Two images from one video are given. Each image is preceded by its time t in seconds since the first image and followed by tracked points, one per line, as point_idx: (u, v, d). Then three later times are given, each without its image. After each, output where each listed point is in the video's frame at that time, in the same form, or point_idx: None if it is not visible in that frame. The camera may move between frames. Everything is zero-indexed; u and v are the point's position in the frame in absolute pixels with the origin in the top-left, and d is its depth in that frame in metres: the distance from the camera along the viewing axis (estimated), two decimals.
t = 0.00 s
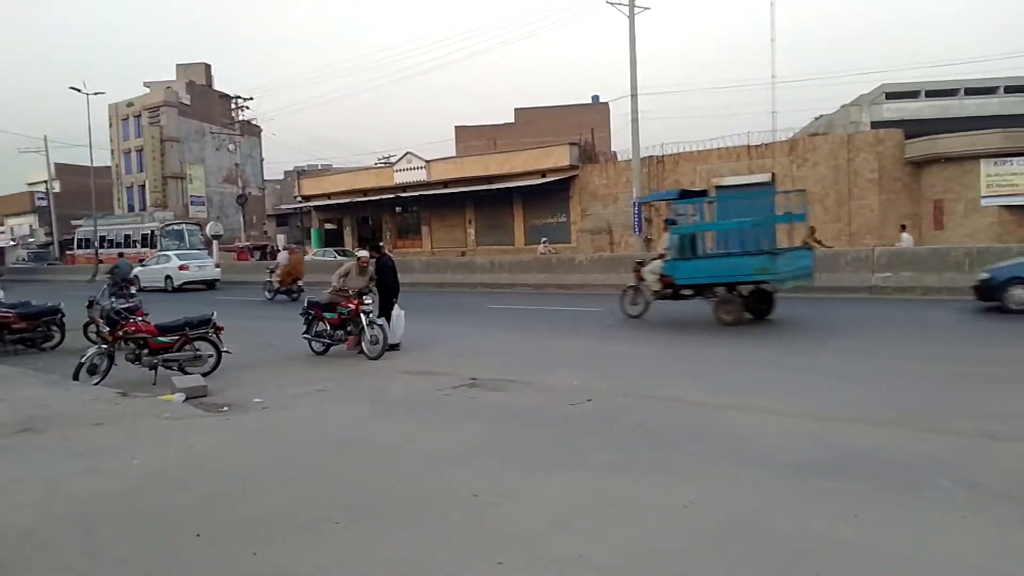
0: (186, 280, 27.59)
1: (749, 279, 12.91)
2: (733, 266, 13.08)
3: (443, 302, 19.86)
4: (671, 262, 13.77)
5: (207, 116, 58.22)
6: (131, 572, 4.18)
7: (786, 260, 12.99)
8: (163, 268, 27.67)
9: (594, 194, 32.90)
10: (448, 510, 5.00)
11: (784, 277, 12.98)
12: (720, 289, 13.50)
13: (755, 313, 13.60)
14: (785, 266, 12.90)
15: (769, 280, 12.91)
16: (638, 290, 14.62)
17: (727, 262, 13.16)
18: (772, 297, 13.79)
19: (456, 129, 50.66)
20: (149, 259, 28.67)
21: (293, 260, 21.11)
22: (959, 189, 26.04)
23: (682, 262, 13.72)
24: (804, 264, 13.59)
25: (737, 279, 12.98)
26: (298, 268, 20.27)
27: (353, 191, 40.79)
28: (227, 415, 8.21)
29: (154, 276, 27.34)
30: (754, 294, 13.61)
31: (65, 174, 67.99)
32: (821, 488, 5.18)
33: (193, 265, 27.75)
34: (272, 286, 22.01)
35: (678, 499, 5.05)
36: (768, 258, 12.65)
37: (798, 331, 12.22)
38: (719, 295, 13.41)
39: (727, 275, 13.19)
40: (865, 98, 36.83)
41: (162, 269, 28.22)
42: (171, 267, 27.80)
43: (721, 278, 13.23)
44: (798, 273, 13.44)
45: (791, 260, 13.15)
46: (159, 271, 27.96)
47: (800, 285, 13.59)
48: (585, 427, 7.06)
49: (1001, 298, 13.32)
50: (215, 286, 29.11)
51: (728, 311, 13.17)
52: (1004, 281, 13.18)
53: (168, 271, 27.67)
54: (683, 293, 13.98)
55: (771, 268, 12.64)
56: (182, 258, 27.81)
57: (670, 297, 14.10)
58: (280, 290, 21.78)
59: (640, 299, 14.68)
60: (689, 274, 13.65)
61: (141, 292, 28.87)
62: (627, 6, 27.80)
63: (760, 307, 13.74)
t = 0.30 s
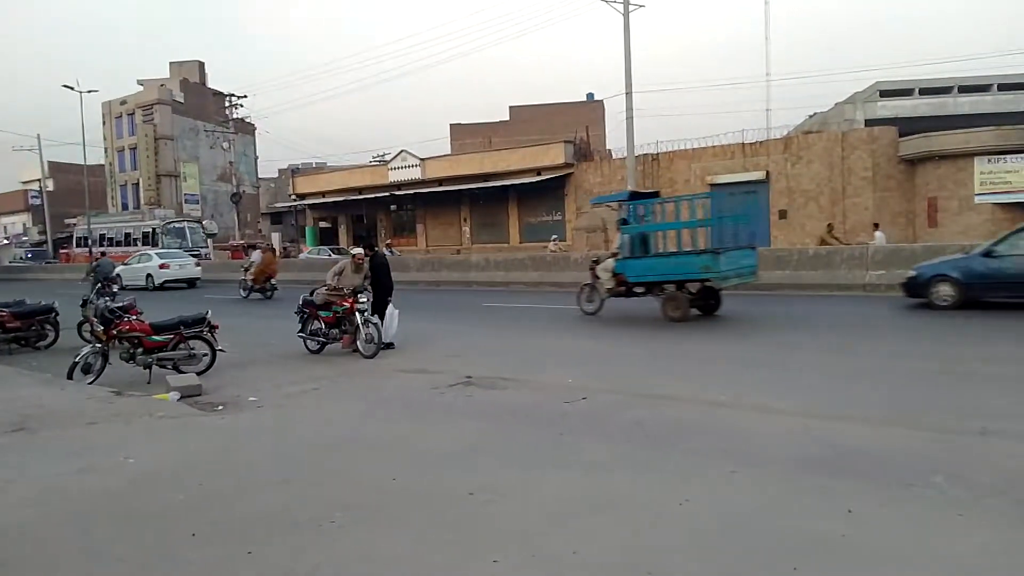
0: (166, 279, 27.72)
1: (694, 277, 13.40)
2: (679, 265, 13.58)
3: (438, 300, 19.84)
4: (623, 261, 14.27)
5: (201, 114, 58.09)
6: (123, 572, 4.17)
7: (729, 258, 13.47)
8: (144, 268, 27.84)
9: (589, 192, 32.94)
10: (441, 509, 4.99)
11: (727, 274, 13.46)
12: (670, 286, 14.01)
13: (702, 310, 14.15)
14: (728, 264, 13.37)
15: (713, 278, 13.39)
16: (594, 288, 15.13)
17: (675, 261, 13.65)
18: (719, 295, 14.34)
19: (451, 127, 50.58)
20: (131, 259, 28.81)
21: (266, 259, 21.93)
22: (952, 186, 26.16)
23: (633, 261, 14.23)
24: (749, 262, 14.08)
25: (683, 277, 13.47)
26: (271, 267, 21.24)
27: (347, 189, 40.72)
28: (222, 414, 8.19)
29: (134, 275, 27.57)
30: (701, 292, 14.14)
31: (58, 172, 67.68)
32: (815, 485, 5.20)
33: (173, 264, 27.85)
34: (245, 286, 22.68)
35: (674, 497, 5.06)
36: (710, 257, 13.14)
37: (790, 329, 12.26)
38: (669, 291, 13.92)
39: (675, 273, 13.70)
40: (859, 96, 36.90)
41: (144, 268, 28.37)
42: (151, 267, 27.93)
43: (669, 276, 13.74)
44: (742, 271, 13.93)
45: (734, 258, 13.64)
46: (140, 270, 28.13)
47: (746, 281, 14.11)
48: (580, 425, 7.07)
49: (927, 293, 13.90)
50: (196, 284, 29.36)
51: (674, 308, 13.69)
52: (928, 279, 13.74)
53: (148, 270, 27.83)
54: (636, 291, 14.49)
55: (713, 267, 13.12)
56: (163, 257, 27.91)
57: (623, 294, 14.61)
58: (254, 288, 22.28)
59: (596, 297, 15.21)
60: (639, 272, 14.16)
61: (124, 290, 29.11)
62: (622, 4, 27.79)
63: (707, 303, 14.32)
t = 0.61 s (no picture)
0: (153, 277, 28.08)
1: (647, 275, 13.91)
2: (634, 263, 14.06)
3: (437, 299, 19.84)
4: (581, 260, 14.69)
5: (201, 112, 58.11)
6: (123, 571, 4.17)
7: (680, 258, 13.99)
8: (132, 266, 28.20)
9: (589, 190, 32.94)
10: (441, 508, 4.99)
11: (678, 272, 13.99)
12: (627, 284, 14.48)
13: (658, 308, 14.67)
14: (679, 264, 13.91)
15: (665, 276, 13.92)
16: (557, 286, 15.57)
17: (630, 260, 14.12)
18: (675, 292, 14.83)
19: (450, 126, 50.57)
20: (120, 258, 29.19)
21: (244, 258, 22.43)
22: (952, 185, 26.18)
23: (592, 260, 14.65)
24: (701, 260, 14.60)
25: (638, 275, 13.95)
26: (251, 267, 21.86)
27: (347, 188, 40.73)
28: (221, 413, 8.19)
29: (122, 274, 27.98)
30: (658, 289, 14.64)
31: (58, 171, 67.65)
32: (814, 484, 5.21)
33: (160, 263, 28.17)
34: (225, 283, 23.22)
35: (673, 496, 5.07)
36: (662, 256, 13.64)
37: (789, 328, 12.27)
38: (626, 289, 14.42)
39: (629, 271, 14.17)
40: (859, 95, 36.93)
41: (131, 266, 28.72)
42: (139, 265, 28.28)
43: (624, 275, 14.22)
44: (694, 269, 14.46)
45: (686, 257, 14.17)
46: (127, 268, 28.50)
47: (698, 280, 14.62)
48: (580, 424, 7.08)
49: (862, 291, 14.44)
50: (183, 283, 29.73)
51: (630, 305, 14.19)
52: (863, 277, 14.28)
53: (135, 269, 28.19)
54: (596, 289, 14.94)
55: (664, 267, 13.66)
56: (150, 256, 28.23)
57: (584, 292, 15.05)
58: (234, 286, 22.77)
59: (557, 296, 15.66)
60: (597, 271, 14.59)
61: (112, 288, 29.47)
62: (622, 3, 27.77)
63: (665, 301, 14.80)
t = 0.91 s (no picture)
0: (137, 278, 28.38)
1: (602, 276, 14.41)
2: (591, 265, 14.55)
3: (434, 299, 19.84)
4: (541, 261, 15.13)
5: (197, 113, 58.05)
6: (122, 572, 4.17)
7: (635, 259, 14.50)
8: (116, 267, 28.47)
9: (586, 190, 32.95)
10: (440, 509, 4.98)
11: (633, 274, 14.50)
12: (587, 285, 15.02)
13: (615, 307, 15.23)
14: (634, 265, 14.40)
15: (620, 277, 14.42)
16: (521, 286, 16.04)
17: (587, 261, 14.60)
18: (632, 292, 15.41)
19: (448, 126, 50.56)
20: (104, 259, 29.54)
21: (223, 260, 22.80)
22: (949, 184, 26.25)
23: (552, 261, 15.11)
24: (655, 262, 15.10)
25: (595, 276, 14.43)
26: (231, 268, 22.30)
27: (345, 188, 40.68)
28: (219, 414, 8.18)
29: (107, 275, 28.27)
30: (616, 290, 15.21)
31: (54, 172, 67.51)
32: (812, 483, 5.21)
33: (144, 264, 28.47)
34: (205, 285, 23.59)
35: (671, 496, 5.07)
36: (617, 258, 14.13)
37: (787, 328, 12.28)
38: (582, 289, 15.04)
39: (587, 272, 14.65)
40: (856, 95, 36.99)
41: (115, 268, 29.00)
42: (123, 267, 28.55)
43: (581, 276, 14.70)
44: (649, 271, 14.96)
45: (640, 258, 14.66)
46: (112, 270, 28.77)
47: (653, 280, 15.17)
48: (578, 425, 7.08)
49: (801, 290, 15.23)
50: (167, 283, 30.05)
51: (587, 305, 14.75)
52: (802, 277, 15.06)
53: (120, 270, 28.46)
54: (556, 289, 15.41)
55: (618, 267, 14.16)
56: (134, 257, 28.51)
57: (547, 292, 15.50)
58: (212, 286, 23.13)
59: (520, 296, 16.12)
60: (557, 272, 15.05)
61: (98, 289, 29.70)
62: (619, 3, 27.78)
63: (622, 301, 15.38)
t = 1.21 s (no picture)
0: (125, 279, 28.68)
1: (562, 277, 15.03)
2: (551, 265, 15.18)
3: (434, 300, 19.85)
4: (506, 262, 15.81)
5: (197, 114, 58.05)
6: (122, 572, 4.18)
7: (594, 260, 15.11)
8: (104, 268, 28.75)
9: (587, 191, 32.97)
10: (439, 509, 4.98)
11: (592, 274, 15.10)
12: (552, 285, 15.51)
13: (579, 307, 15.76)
14: (592, 265, 15.00)
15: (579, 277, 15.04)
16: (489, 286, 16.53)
17: (548, 262, 15.25)
18: (594, 292, 15.93)
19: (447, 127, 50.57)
20: (94, 260, 29.81)
21: (206, 261, 23.08)
22: (949, 185, 26.25)
23: (516, 262, 15.78)
24: (616, 263, 15.64)
25: (554, 276, 15.07)
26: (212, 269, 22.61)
27: (344, 189, 40.67)
28: (220, 415, 8.18)
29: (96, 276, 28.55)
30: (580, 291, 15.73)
31: (54, 172, 67.56)
32: (810, 484, 5.21)
33: (132, 265, 28.78)
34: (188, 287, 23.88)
35: (671, 496, 5.07)
36: (574, 259, 14.77)
37: (788, 328, 12.30)
38: (548, 289, 15.46)
39: (548, 273, 15.29)
40: (856, 95, 37.01)
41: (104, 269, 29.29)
42: (112, 268, 28.83)
43: (543, 276, 15.31)
44: (609, 271, 15.54)
45: (599, 259, 15.26)
46: (101, 271, 29.05)
47: (614, 280, 15.70)
48: (578, 425, 7.08)
49: (750, 290, 16.02)
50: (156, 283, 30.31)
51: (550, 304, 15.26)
52: (749, 277, 15.86)
53: (109, 271, 28.74)
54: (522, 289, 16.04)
55: (577, 268, 14.79)
56: (122, 258, 28.79)
57: (514, 292, 16.09)
58: (194, 287, 23.35)
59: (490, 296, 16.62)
60: (521, 272, 15.71)
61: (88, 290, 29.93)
62: (619, 4, 27.78)
63: (585, 301, 15.92)
